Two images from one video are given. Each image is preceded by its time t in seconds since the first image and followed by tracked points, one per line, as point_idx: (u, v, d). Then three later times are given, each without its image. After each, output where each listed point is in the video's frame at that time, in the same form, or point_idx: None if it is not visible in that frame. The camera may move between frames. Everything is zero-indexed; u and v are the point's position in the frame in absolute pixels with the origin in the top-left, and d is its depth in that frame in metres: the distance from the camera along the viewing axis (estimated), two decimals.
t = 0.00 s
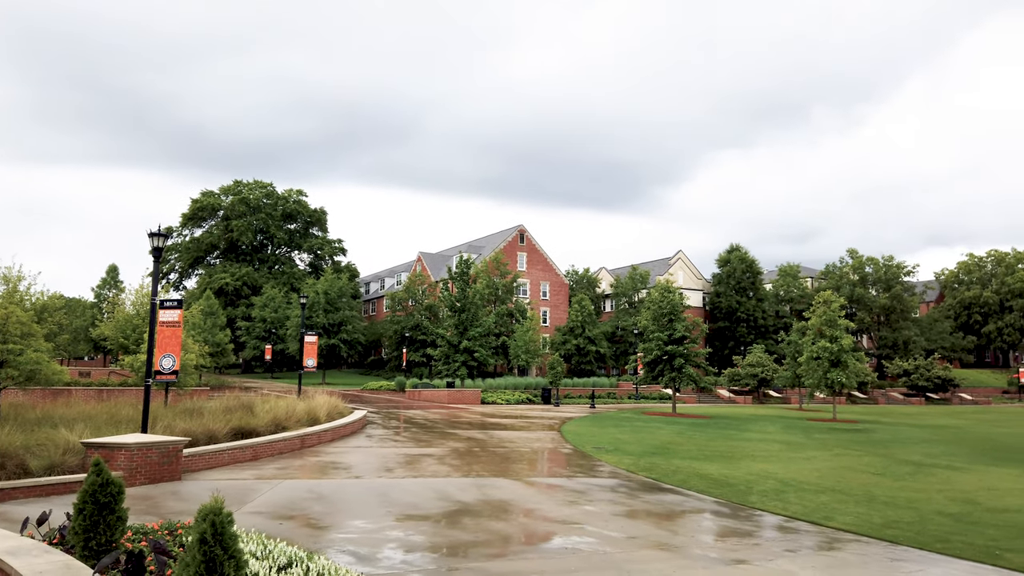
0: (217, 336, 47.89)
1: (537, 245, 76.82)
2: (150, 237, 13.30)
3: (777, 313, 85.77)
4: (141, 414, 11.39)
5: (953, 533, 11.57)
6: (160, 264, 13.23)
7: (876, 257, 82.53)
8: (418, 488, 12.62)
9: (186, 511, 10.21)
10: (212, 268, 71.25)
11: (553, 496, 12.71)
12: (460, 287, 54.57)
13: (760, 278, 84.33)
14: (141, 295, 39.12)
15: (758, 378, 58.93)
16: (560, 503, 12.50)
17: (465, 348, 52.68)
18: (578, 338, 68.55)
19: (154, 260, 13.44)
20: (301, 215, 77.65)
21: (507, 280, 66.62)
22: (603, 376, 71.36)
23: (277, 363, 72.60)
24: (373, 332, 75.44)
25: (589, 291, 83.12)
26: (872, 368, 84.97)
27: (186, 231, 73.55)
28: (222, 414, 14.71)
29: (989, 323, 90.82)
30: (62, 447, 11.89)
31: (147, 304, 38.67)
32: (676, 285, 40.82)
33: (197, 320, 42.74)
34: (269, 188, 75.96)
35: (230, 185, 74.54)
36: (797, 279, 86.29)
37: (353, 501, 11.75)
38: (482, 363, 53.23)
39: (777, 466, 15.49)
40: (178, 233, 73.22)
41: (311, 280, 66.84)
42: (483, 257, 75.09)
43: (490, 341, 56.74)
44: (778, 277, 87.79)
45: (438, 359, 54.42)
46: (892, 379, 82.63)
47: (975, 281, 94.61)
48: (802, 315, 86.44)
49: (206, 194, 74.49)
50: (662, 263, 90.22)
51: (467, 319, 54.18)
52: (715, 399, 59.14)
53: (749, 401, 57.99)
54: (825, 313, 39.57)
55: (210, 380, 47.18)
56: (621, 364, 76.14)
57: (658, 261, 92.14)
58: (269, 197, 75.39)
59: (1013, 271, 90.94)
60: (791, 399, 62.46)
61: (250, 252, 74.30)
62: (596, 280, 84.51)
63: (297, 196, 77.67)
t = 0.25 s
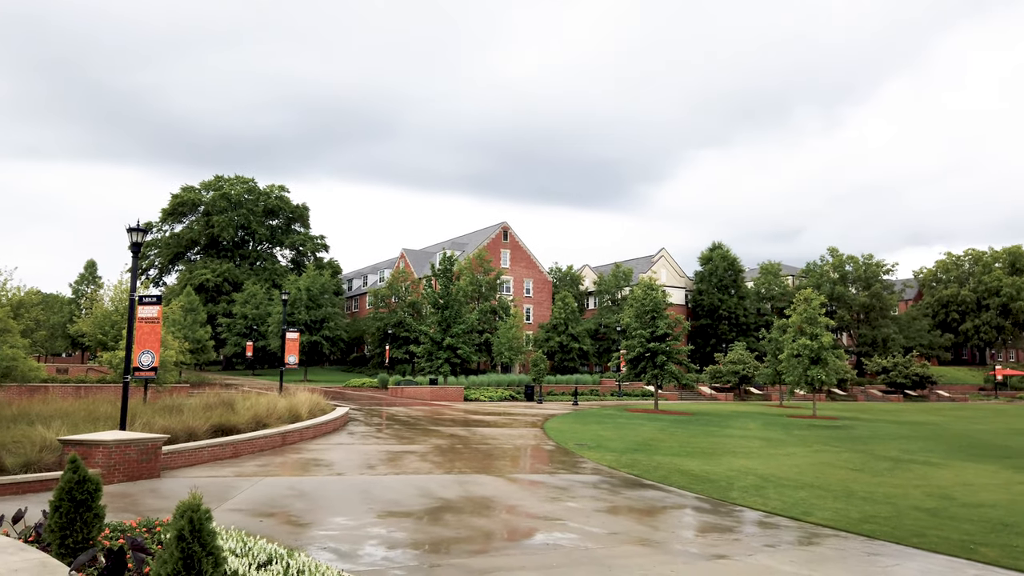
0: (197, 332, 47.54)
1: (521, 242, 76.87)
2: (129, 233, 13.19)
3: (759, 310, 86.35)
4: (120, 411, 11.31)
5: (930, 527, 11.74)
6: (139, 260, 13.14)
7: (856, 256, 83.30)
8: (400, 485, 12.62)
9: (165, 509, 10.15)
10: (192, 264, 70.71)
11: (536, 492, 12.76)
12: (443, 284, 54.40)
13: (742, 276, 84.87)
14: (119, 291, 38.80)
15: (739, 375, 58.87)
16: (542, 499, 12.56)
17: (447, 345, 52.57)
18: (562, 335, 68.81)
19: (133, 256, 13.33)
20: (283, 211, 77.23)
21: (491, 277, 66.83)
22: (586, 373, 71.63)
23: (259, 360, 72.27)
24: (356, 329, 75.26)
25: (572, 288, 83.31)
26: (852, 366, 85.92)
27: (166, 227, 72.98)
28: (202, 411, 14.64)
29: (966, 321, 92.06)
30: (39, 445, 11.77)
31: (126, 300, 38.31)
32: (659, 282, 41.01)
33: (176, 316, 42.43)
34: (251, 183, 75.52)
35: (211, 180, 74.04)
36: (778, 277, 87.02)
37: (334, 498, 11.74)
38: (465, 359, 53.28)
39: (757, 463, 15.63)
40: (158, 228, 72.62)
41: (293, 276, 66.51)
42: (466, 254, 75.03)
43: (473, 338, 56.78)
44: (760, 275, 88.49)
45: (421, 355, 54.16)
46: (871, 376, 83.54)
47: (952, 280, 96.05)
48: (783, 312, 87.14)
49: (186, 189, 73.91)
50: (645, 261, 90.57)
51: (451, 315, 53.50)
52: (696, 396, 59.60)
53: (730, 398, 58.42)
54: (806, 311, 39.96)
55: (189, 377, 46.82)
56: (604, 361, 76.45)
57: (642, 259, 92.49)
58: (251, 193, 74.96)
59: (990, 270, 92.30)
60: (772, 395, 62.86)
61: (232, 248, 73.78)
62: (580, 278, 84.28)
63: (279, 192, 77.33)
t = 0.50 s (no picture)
0: (177, 329, 47.24)
1: (504, 238, 76.91)
2: (107, 227, 13.06)
3: (740, 307, 86.96)
4: (97, 407, 11.23)
5: (906, 522, 11.91)
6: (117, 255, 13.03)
7: (836, 254, 83.97)
8: (382, 481, 12.62)
9: (143, 506, 10.08)
10: (172, 259, 70.18)
11: (518, 488, 12.80)
12: (426, 280, 54.26)
13: (724, 273, 85.44)
14: (97, 287, 38.39)
15: (720, 372, 59.44)
16: (524, 495, 12.61)
17: (430, 342, 52.50)
18: (544, 333, 69.44)
19: (111, 250, 13.21)
20: (265, 207, 77.33)
21: (474, 274, 67.63)
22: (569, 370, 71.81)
23: (240, 356, 71.93)
24: (338, 325, 75.07)
25: (555, 285, 83.49)
26: (832, 363, 86.76)
27: (146, 221, 72.34)
28: (181, 407, 14.55)
29: (944, 318, 93.16)
30: (14, 442, 11.65)
31: (104, 295, 37.93)
32: (641, 279, 41.18)
33: (155, 312, 42.13)
34: (231, 178, 75.06)
35: (191, 175, 73.50)
36: (759, 275, 87.75)
37: (315, 494, 11.72)
38: (447, 356, 53.26)
39: (737, 458, 15.77)
40: (137, 223, 71.96)
41: (274, 272, 66.23)
42: (449, 250, 75.00)
43: (455, 334, 56.79)
44: (741, 273, 89.16)
45: (403, 352, 53.92)
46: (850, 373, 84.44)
47: (930, 278, 97.23)
48: (764, 310, 87.81)
49: (165, 183, 73.25)
50: (628, 258, 90.92)
51: (434, 312, 53.34)
52: (678, 392, 59.97)
53: (712, 395, 58.90)
54: (786, 308, 40.26)
55: (168, 373, 46.50)
56: (587, 358, 76.76)
57: (625, 256, 92.82)
58: (232, 187, 74.52)
59: (967, 268, 93.46)
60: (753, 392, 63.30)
61: (212, 243, 73.51)
62: (563, 274, 84.32)
63: (260, 187, 76.94)
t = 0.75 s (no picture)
0: (155, 324, 46.95)
1: (487, 235, 76.92)
2: (84, 221, 12.92)
3: (721, 305, 87.60)
4: (73, 404, 11.12)
5: (883, 516, 12.06)
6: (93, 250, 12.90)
7: (816, 251, 84.80)
8: (362, 477, 12.60)
9: (120, 503, 9.99)
10: (151, 254, 69.63)
11: (499, 484, 12.82)
12: (408, 276, 54.23)
13: (706, 271, 86.03)
14: (74, 282, 37.95)
15: (702, 368, 60.73)
16: (505, 490, 12.64)
17: (412, 338, 52.48)
18: (527, 329, 69.75)
19: (88, 245, 13.08)
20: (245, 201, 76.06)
21: (457, 271, 67.42)
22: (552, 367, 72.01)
23: (220, 352, 71.56)
24: (319, 321, 74.90)
25: (538, 281, 83.72)
26: (811, 360, 87.60)
27: (124, 215, 71.67)
28: (160, 403, 14.45)
29: (921, 316, 94.47)
30: None
31: (80, 290, 37.53)
32: (624, 276, 41.33)
33: (134, 308, 41.89)
34: (212, 172, 74.62)
35: (170, 169, 72.93)
36: (740, 272, 88.40)
37: (295, 491, 11.69)
38: (430, 352, 53.19)
39: (718, 454, 15.86)
40: (115, 217, 71.27)
41: (255, 268, 65.94)
42: (432, 246, 74.90)
43: (438, 331, 56.75)
44: (723, 270, 89.81)
45: (385, 348, 53.87)
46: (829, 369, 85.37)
47: (909, 275, 98.55)
48: (745, 307, 88.53)
49: (144, 177, 72.61)
50: (611, 254, 91.27)
51: (416, 308, 53.47)
52: (660, 388, 60.39)
53: (693, 391, 59.38)
54: (767, 305, 40.62)
55: (147, 369, 46.14)
56: (569, 354, 77.14)
57: (607, 253, 93.14)
58: (212, 182, 74.09)
59: (944, 266, 94.86)
60: (734, 388, 63.83)
61: (191, 239, 73.01)
62: (545, 271, 84.06)
63: (241, 182, 76.55)
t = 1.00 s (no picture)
0: (132, 319, 46.58)
1: (469, 230, 76.91)
2: (59, 215, 12.79)
3: (702, 301, 88.21)
4: (48, 399, 11.01)
5: (858, 510, 12.23)
6: (69, 243, 12.77)
7: (796, 249, 85.63)
8: (342, 473, 12.59)
9: (96, 499, 9.92)
10: (128, 248, 68.96)
11: (479, 480, 12.86)
12: (390, 272, 54.07)
13: (687, 267, 86.55)
14: (49, 276, 37.45)
15: (682, 364, 60.96)
16: (486, 486, 12.68)
17: (393, 334, 52.35)
18: (509, 325, 69.96)
19: (63, 238, 12.94)
20: (224, 195, 76.72)
21: (438, 266, 67.29)
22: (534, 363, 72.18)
23: (198, 347, 71.01)
24: (300, 316, 74.57)
25: (520, 277, 83.86)
26: (790, 356, 88.48)
27: (101, 209, 70.88)
28: (137, 399, 14.35)
29: (898, 313, 95.72)
30: None
31: (55, 285, 37.05)
32: (606, 272, 41.45)
33: (110, 303, 41.45)
34: (190, 166, 74.06)
35: (148, 162, 72.28)
36: (720, 268, 88.98)
37: (274, 487, 11.66)
38: (411, 348, 53.11)
39: (697, 449, 15.98)
40: (91, 211, 70.46)
41: (234, 262, 65.54)
42: (414, 242, 74.74)
43: (419, 327, 56.65)
44: (704, 267, 90.38)
45: (366, 344, 53.73)
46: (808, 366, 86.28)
47: (886, 273, 99.86)
48: (725, 304, 89.21)
49: (121, 171, 71.83)
50: (592, 251, 91.53)
51: (397, 304, 53.26)
52: (641, 384, 60.76)
53: (673, 387, 59.85)
54: (746, 302, 40.94)
55: (124, 365, 45.68)
56: (550, 350, 77.44)
57: (589, 249, 93.40)
58: (190, 175, 73.53)
59: (921, 264, 96.18)
60: (714, 384, 64.32)
61: (169, 233, 72.65)
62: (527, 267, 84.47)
63: (220, 176, 76.05)
